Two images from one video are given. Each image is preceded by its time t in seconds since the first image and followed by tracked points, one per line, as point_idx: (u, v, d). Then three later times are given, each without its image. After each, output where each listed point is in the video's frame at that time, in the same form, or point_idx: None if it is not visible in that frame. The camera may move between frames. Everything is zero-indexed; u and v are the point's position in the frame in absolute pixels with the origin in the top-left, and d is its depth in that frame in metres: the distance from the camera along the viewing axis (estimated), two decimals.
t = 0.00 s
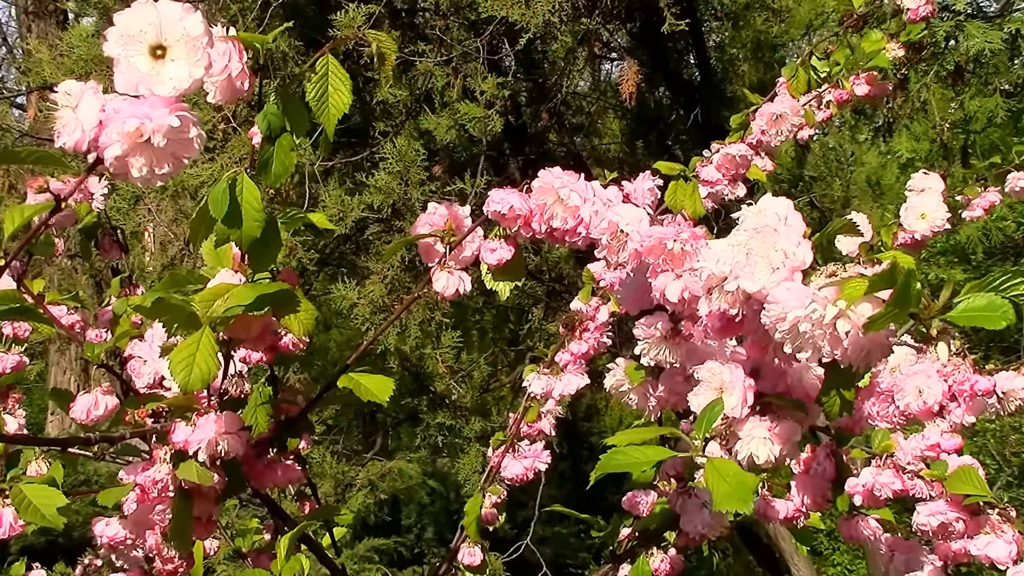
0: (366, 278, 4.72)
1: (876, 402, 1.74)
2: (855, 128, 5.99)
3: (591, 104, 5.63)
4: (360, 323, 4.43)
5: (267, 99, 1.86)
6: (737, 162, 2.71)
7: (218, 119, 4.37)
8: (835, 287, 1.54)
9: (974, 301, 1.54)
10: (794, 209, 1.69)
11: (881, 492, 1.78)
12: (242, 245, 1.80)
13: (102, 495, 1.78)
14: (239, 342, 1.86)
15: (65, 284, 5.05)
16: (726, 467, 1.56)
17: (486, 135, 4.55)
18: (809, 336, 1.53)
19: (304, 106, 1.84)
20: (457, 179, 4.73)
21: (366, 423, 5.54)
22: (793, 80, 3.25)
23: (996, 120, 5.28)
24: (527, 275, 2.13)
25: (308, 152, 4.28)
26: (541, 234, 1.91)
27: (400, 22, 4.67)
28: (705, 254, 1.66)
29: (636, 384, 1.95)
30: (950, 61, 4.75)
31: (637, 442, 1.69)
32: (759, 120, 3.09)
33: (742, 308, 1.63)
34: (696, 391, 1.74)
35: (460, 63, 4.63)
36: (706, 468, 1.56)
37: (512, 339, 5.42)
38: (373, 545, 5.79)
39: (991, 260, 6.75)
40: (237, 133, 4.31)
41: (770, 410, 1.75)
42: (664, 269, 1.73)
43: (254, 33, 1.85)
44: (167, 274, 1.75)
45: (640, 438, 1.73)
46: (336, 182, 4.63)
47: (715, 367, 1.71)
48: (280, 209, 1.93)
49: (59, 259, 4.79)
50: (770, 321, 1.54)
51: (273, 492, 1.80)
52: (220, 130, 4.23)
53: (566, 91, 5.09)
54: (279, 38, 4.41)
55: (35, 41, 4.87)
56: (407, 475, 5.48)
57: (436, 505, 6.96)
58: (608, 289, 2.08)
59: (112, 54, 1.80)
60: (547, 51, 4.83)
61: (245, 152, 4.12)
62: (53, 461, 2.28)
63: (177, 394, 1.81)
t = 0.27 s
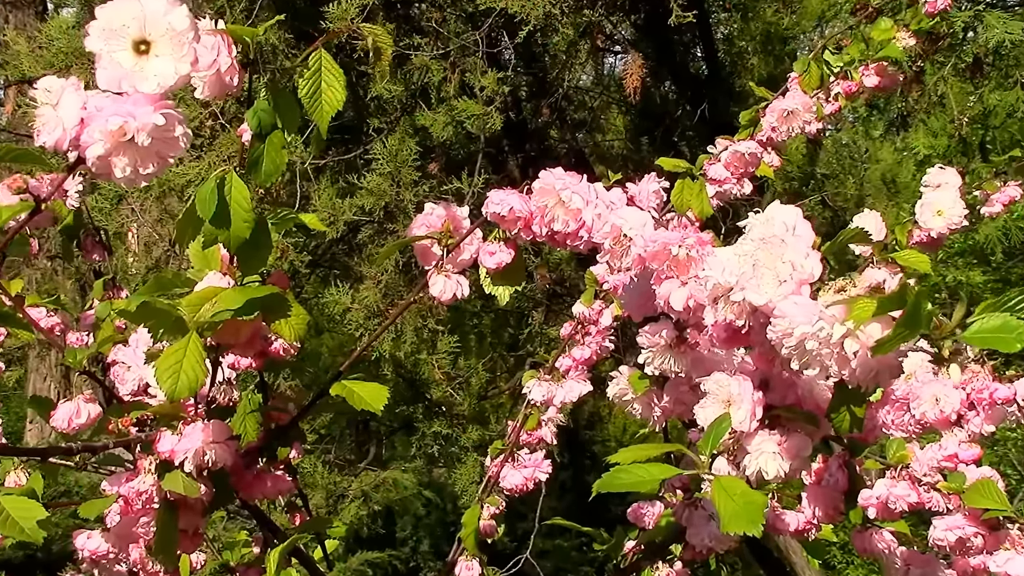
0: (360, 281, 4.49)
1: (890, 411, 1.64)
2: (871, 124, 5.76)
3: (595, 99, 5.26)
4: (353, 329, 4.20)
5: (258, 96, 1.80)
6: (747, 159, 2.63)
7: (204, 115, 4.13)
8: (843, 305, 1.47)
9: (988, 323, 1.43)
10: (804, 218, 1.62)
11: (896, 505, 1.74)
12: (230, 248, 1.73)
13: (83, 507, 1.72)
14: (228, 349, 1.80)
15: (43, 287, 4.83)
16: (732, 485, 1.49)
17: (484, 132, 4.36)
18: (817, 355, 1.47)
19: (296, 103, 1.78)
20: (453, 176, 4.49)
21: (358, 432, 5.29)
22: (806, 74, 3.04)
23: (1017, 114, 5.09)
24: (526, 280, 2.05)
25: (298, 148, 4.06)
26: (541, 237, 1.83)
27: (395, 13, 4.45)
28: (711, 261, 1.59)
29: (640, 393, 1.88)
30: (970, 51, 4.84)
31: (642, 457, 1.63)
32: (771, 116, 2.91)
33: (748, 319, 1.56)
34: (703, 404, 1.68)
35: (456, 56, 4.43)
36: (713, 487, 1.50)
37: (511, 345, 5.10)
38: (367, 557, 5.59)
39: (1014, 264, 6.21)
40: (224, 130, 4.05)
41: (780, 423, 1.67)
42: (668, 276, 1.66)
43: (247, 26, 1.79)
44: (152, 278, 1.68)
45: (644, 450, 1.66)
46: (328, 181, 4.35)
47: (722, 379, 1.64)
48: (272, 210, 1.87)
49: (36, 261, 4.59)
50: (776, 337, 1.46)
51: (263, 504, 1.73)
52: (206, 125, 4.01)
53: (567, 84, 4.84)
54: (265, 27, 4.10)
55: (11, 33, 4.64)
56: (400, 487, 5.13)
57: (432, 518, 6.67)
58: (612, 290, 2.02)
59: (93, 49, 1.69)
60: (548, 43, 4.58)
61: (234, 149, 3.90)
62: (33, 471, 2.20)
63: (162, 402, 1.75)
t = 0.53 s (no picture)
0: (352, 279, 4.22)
1: (910, 416, 1.59)
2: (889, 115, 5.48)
3: (598, 88, 5.11)
4: (343, 331, 3.96)
5: (248, 87, 1.72)
6: (761, 154, 2.52)
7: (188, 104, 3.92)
8: (864, 299, 1.38)
9: (1017, 316, 1.32)
10: (821, 211, 1.56)
11: (917, 515, 1.69)
12: (220, 244, 1.66)
13: (64, 516, 1.66)
14: (216, 350, 1.72)
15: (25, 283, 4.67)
16: (749, 494, 1.40)
17: (482, 124, 4.05)
18: (837, 351, 1.39)
19: (287, 93, 1.70)
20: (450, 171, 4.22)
21: (350, 437, 5.07)
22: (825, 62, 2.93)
23: None
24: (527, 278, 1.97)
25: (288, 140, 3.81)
26: (544, 233, 1.76)
27: None
28: (724, 257, 1.51)
29: (648, 398, 1.79)
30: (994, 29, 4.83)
31: (652, 465, 1.56)
32: (785, 108, 2.87)
33: (763, 317, 1.49)
34: (716, 409, 1.61)
35: (453, 44, 4.09)
36: (727, 494, 1.41)
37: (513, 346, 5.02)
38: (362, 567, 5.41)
39: None
40: (209, 123, 3.89)
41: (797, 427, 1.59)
42: (678, 273, 1.59)
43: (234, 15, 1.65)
44: (136, 276, 1.61)
45: (652, 460, 1.59)
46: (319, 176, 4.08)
47: (734, 384, 1.58)
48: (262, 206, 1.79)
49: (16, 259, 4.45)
50: (794, 334, 1.40)
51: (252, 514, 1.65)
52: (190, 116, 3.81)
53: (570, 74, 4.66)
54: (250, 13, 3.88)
55: None
56: (394, 495, 5.01)
57: (428, 528, 6.43)
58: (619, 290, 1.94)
59: (74, 37, 1.53)
60: (550, 29, 4.39)
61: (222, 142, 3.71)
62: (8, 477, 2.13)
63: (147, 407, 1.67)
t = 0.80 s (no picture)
0: (345, 279, 4.01)
1: (933, 424, 1.51)
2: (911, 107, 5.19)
3: (602, 79, 5.15)
4: (335, 334, 3.79)
5: (239, 77, 1.63)
6: (776, 150, 2.44)
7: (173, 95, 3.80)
8: (888, 308, 1.32)
9: None
10: (841, 211, 1.47)
11: (941, 527, 1.67)
12: (208, 244, 1.58)
13: (46, 527, 1.59)
14: (205, 354, 1.65)
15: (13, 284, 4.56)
16: (762, 501, 1.32)
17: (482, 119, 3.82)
18: (857, 361, 1.33)
19: (282, 84, 1.61)
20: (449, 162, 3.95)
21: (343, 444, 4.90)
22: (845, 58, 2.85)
23: None
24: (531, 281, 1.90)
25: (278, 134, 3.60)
26: (551, 232, 1.68)
27: None
28: (738, 256, 1.43)
29: (658, 403, 1.70)
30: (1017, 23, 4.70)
31: (660, 470, 1.49)
32: (802, 102, 2.72)
33: (779, 321, 1.41)
34: (729, 412, 1.54)
35: (451, 32, 3.85)
36: (738, 499, 1.34)
37: (514, 350, 4.85)
38: None
39: None
40: (195, 115, 3.75)
41: (813, 434, 1.51)
42: (690, 274, 1.50)
43: None
44: (121, 276, 1.53)
45: (661, 466, 1.51)
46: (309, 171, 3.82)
47: (748, 385, 1.51)
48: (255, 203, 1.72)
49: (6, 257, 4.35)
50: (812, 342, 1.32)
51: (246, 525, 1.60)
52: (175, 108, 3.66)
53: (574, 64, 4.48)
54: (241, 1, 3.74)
55: None
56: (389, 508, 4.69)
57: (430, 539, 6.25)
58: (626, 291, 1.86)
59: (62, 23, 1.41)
60: (553, 18, 4.24)
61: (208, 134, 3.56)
62: None
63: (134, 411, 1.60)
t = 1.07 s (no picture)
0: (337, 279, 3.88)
1: (952, 429, 1.44)
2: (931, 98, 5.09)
3: (607, 69, 5.05)
4: (329, 335, 3.65)
5: (226, 66, 1.57)
6: (788, 142, 2.38)
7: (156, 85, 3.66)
8: (904, 292, 1.22)
9: None
10: (854, 200, 1.41)
11: (959, 536, 1.59)
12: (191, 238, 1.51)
13: (25, 537, 1.52)
14: (189, 355, 1.58)
15: None
16: (772, 508, 1.25)
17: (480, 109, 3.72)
18: (871, 350, 1.23)
19: (271, 74, 1.55)
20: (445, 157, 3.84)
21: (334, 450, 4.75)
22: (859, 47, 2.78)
23: None
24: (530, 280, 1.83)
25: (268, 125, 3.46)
26: (552, 227, 1.60)
27: None
28: (747, 251, 1.37)
29: (663, 407, 1.64)
30: None
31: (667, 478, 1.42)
32: (815, 92, 2.65)
33: (790, 315, 1.34)
34: (739, 416, 1.47)
35: (447, 18, 3.76)
36: (751, 508, 1.26)
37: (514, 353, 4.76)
38: None
39: None
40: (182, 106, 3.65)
41: (825, 439, 1.44)
42: (696, 269, 1.44)
43: None
44: (103, 273, 1.47)
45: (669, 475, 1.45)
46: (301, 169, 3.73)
47: (757, 387, 1.44)
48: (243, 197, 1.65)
49: None
50: (823, 332, 1.25)
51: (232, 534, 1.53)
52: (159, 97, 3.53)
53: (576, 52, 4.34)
54: None
55: None
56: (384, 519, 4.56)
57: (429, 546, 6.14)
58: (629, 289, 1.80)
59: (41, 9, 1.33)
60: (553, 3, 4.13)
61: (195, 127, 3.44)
62: None
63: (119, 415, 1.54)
